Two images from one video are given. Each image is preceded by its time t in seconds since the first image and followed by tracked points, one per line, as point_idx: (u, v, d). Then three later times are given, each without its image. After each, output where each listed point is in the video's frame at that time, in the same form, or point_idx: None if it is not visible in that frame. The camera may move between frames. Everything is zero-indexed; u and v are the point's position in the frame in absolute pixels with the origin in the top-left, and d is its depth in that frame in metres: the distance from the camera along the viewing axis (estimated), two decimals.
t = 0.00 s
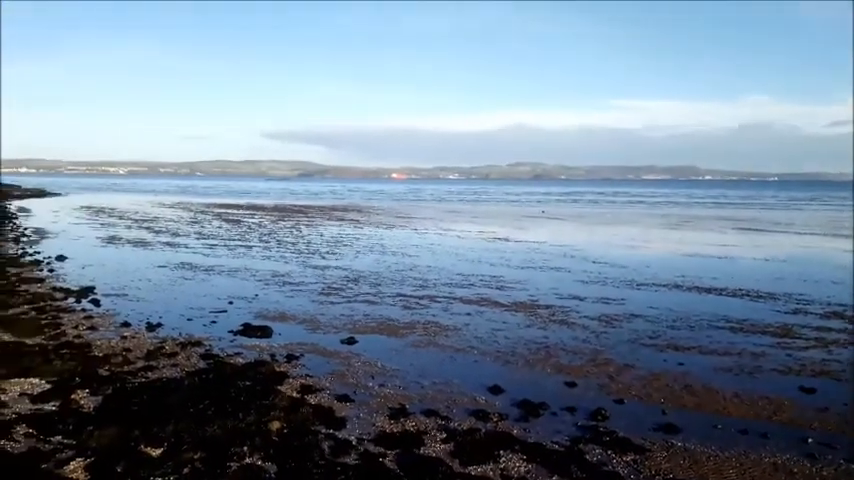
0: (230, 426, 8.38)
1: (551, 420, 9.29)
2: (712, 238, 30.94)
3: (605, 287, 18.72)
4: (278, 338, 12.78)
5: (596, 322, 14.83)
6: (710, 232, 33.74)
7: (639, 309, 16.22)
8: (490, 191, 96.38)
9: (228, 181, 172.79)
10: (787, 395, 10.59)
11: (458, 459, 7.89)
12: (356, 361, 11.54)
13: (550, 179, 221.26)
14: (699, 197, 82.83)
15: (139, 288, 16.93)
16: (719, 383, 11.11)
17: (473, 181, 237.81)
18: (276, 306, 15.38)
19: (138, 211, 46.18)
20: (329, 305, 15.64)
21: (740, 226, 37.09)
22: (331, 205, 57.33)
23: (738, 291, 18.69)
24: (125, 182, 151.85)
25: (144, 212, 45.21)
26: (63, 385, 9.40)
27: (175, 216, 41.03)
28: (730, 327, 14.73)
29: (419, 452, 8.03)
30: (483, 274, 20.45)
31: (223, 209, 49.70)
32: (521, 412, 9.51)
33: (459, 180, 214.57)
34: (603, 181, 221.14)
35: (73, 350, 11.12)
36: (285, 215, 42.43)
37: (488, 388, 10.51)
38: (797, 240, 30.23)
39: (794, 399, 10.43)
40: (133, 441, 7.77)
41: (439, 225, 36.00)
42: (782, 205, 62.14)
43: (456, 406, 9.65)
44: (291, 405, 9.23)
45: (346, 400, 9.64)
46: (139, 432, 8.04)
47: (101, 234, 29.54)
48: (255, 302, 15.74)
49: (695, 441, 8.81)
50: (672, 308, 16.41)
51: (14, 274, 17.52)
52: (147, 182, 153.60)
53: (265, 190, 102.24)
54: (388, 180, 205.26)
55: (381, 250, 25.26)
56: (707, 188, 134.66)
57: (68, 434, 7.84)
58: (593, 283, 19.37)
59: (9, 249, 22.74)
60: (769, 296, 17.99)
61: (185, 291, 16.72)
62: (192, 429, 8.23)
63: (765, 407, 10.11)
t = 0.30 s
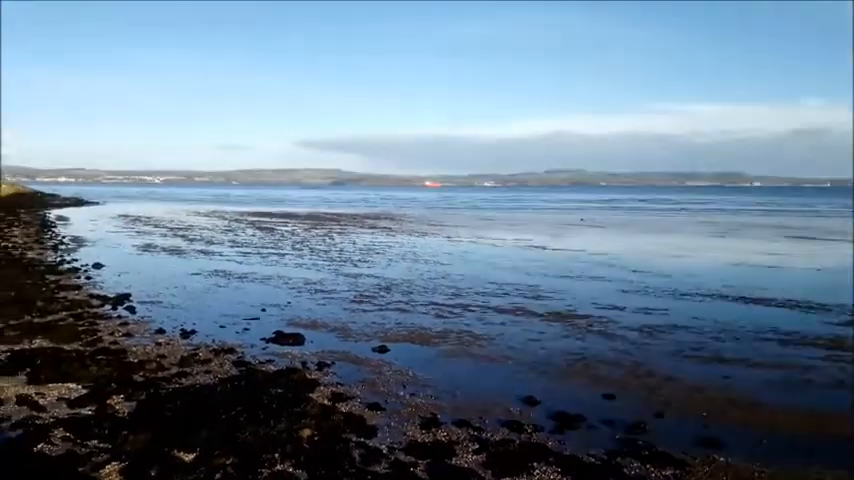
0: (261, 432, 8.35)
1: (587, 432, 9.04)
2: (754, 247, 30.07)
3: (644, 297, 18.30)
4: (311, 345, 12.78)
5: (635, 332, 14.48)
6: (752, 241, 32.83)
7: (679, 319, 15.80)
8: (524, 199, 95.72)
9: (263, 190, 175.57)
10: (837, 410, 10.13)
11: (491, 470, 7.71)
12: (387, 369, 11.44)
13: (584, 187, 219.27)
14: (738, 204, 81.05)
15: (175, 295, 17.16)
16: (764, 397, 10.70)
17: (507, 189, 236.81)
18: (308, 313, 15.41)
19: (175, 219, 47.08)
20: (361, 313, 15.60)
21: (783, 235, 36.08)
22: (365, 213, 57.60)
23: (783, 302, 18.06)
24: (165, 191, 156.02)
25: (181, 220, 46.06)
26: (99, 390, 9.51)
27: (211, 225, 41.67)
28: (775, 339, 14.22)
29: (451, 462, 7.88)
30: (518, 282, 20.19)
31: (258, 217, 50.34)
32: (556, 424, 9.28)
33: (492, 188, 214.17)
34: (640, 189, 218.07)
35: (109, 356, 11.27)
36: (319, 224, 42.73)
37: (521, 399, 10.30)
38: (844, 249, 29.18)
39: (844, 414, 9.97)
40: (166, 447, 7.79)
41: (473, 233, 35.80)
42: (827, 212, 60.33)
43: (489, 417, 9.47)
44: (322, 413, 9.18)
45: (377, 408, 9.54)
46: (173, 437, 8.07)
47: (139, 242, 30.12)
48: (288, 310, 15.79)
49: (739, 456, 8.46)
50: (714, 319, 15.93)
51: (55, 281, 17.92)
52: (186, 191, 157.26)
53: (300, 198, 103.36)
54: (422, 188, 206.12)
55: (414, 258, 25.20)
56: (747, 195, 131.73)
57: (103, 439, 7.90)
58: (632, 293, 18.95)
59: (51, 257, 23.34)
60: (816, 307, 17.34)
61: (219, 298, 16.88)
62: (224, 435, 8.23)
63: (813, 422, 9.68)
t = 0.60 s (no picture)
0: (296, 437, 8.51)
1: (619, 440, 9.02)
2: (789, 253, 29.56)
3: (675, 304, 18.13)
4: (343, 351, 12.94)
5: (666, 339, 14.38)
6: (786, 246, 32.25)
7: (710, 326, 15.63)
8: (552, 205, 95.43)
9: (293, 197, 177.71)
10: None
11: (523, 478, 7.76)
12: (418, 375, 11.55)
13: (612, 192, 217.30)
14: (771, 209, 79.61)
15: (210, 301, 17.51)
16: (799, 404, 10.55)
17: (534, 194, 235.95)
18: (339, 319, 15.60)
19: (208, 227, 47.93)
20: (392, 319, 15.74)
21: (818, 240, 35.38)
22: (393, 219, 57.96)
23: (818, 308, 17.74)
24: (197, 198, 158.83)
25: (214, 227, 46.89)
26: (139, 394, 9.77)
27: (243, 232, 42.34)
28: (810, 345, 13.99)
29: (483, 469, 7.94)
30: (547, 289, 20.17)
31: (288, 224, 50.96)
32: (588, 432, 9.28)
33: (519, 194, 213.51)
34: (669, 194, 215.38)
35: (148, 361, 11.57)
36: (348, 230, 43.11)
37: (552, 406, 10.32)
38: None
39: None
40: (204, 451, 7.98)
41: (502, 239, 35.80)
42: None
43: (520, 424, 9.51)
44: (355, 418, 9.31)
45: (408, 414, 9.64)
46: (210, 441, 8.26)
47: (174, 249, 30.75)
48: (320, 316, 16.00)
49: (773, 465, 8.38)
50: (747, 325, 15.73)
51: (94, 287, 18.42)
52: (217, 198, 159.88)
53: (329, 205, 104.54)
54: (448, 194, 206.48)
55: (443, 264, 25.30)
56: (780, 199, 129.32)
57: (143, 443, 8.12)
58: (662, 299, 18.79)
59: (90, 264, 23.97)
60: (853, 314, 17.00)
61: (253, 304, 17.18)
62: (260, 440, 8.40)
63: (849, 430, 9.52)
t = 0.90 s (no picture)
0: (323, 442, 8.54)
1: (648, 447, 8.89)
2: (824, 256, 28.86)
3: (705, 308, 17.83)
4: (369, 355, 12.97)
5: (696, 345, 14.14)
6: (820, 250, 31.55)
7: (742, 331, 15.34)
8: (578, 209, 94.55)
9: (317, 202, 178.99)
10: None
11: None
12: (444, 380, 11.53)
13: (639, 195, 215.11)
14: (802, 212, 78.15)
15: (238, 306, 17.69)
16: (833, 411, 10.30)
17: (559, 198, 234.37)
18: (364, 324, 15.64)
19: (236, 232, 48.48)
20: (417, 324, 15.73)
21: None
22: (418, 224, 58.00)
23: None
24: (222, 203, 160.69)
25: (241, 233, 47.36)
26: (169, 399, 9.90)
27: (270, 237, 42.73)
28: (845, 350, 13.64)
29: (510, 475, 7.87)
30: (574, 294, 19.99)
31: (315, 229, 51.33)
32: (616, 438, 9.16)
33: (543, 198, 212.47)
34: (697, 196, 212.98)
35: (178, 365, 11.73)
36: (374, 235, 43.27)
37: (580, 412, 10.21)
38: None
39: None
40: (232, 455, 8.05)
41: (527, 244, 35.60)
42: None
43: (548, 430, 9.43)
44: (381, 423, 9.32)
45: (434, 420, 9.62)
46: (238, 445, 8.33)
47: (203, 254, 31.15)
48: (346, 320, 16.07)
49: (808, 473, 8.17)
50: (779, 330, 15.40)
51: (125, 292, 18.72)
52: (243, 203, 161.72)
53: (353, 210, 105.04)
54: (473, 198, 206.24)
55: (469, 269, 25.25)
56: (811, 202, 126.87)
57: (173, 446, 8.22)
58: (692, 304, 18.49)
59: (121, 269, 24.39)
60: None
61: (280, 309, 17.32)
62: (288, 444, 8.45)
63: None
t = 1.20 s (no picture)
0: (346, 445, 8.57)
1: (673, 452, 8.77)
2: None
3: (732, 312, 17.55)
4: (390, 359, 12.97)
5: (722, 349, 13.92)
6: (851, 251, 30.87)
7: (769, 335, 15.07)
8: (600, 211, 93.76)
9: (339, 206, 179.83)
10: None
11: None
12: (466, 384, 11.50)
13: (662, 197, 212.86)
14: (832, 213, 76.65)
15: (261, 309, 17.83)
16: None
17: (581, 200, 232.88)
18: (386, 327, 15.67)
19: (259, 236, 48.89)
20: (439, 327, 15.71)
21: None
22: (439, 227, 57.95)
23: None
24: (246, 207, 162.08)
25: (264, 237, 47.75)
26: (193, 401, 10.00)
27: (292, 241, 43.00)
28: None
29: None
30: (597, 297, 19.81)
31: (336, 232, 51.55)
32: (641, 443, 9.05)
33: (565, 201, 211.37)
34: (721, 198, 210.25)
35: (202, 368, 11.84)
36: (396, 238, 43.34)
37: (604, 417, 10.11)
38: None
39: None
40: (256, 457, 8.10)
41: (550, 246, 35.38)
42: None
43: (571, 435, 9.34)
44: (403, 426, 9.32)
45: (456, 423, 9.59)
46: (262, 448, 8.38)
47: (226, 258, 31.46)
48: (368, 323, 16.09)
49: None
50: (808, 334, 15.11)
51: (151, 296, 18.95)
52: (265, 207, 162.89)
53: (375, 214, 105.30)
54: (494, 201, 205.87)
55: (490, 272, 25.17)
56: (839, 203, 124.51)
57: (198, 448, 8.30)
58: (718, 307, 18.20)
59: (146, 273, 24.73)
60: None
61: (302, 312, 17.42)
62: (310, 446, 8.48)
63: None
